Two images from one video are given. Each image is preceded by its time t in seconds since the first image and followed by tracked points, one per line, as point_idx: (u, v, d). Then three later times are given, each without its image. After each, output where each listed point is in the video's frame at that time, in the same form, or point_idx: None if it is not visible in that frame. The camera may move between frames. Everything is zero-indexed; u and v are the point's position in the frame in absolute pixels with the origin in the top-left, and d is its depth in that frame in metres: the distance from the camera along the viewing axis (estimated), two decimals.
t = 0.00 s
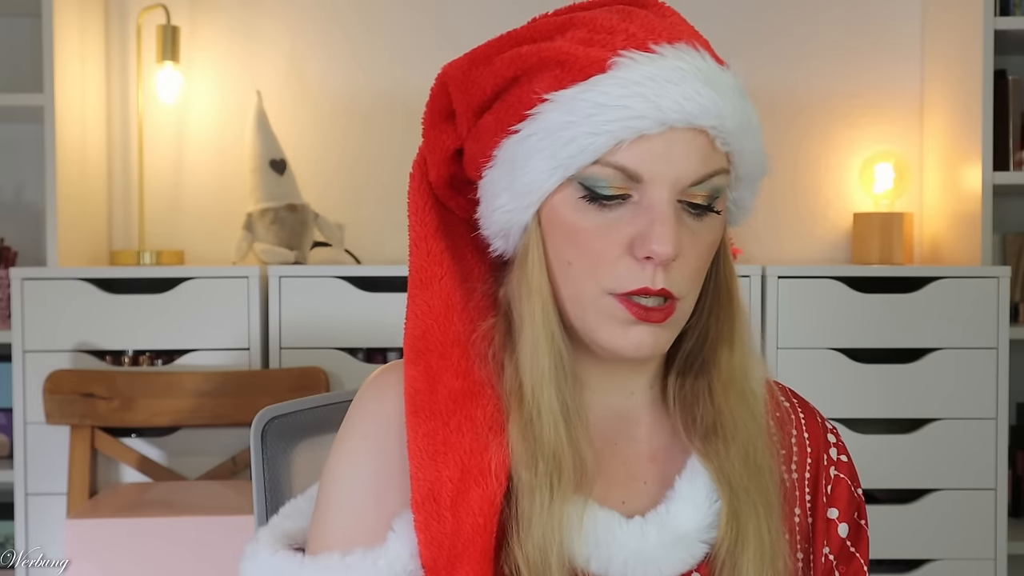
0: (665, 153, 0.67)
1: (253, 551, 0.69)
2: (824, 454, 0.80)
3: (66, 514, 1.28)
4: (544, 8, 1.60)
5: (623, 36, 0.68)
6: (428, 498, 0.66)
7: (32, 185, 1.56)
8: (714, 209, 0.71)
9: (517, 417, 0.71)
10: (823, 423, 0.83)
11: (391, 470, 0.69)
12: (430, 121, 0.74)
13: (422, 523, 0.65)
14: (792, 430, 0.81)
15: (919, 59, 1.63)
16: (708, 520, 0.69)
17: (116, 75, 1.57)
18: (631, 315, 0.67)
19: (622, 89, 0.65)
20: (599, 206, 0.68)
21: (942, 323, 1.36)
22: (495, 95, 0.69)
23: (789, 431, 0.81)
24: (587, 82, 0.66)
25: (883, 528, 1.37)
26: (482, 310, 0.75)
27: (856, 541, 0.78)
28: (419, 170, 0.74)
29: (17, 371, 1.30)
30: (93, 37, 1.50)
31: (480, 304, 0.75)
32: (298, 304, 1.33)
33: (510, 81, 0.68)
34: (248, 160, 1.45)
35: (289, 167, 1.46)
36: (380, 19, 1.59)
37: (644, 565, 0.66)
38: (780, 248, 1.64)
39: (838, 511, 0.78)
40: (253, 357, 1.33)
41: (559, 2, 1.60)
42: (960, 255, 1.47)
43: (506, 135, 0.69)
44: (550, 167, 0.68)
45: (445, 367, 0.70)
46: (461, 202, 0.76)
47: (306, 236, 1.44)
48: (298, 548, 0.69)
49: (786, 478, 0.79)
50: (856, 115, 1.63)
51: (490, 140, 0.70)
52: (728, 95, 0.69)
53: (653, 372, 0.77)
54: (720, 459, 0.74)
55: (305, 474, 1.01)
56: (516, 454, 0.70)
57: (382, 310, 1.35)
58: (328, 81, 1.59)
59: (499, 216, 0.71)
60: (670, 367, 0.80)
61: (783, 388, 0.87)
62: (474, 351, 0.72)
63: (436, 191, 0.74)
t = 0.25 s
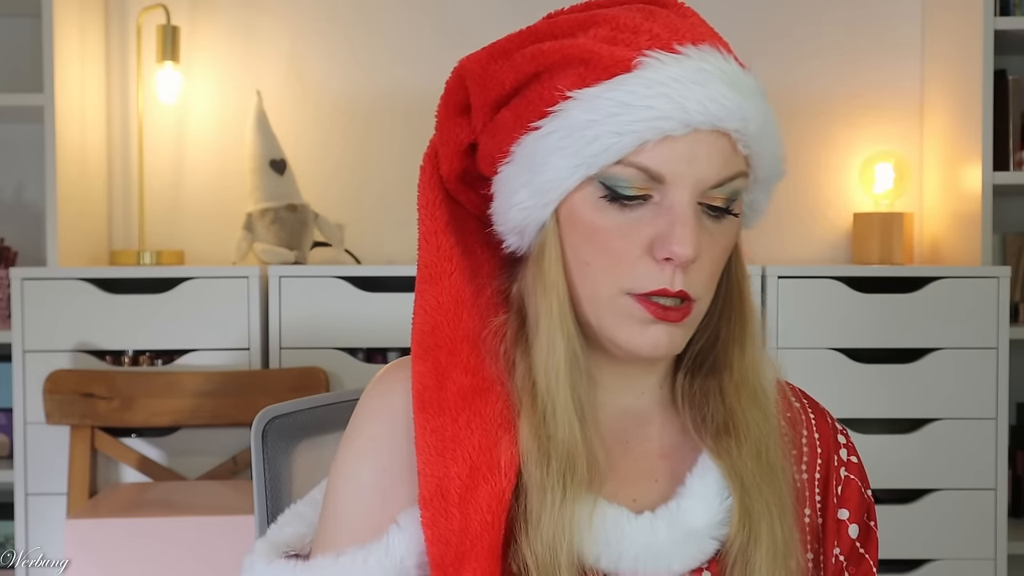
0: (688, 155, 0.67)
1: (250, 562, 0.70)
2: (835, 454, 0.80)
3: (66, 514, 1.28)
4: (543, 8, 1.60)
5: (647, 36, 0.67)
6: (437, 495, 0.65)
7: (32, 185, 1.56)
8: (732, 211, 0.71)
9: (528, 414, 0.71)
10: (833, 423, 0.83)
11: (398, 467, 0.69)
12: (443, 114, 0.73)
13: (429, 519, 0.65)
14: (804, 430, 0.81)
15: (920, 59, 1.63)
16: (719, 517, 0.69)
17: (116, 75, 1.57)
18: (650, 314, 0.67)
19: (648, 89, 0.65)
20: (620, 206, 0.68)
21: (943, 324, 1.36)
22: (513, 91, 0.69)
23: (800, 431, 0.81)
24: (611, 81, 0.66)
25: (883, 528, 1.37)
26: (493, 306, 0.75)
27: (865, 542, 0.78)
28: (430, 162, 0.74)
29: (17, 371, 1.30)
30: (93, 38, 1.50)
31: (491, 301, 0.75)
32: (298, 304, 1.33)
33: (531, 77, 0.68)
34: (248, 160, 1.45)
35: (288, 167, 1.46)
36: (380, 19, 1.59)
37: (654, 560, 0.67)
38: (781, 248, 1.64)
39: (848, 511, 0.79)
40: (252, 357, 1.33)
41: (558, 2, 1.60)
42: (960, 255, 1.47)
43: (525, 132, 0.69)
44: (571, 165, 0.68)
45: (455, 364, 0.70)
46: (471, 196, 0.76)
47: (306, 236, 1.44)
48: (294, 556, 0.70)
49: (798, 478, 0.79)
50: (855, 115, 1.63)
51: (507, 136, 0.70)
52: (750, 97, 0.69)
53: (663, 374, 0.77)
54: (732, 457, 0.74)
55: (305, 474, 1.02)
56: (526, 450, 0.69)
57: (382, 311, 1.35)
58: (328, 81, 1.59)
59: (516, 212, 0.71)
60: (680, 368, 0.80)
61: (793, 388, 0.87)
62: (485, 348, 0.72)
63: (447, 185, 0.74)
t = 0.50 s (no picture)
0: (706, 157, 0.67)
1: None
2: (844, 455, 0.80)
3: (66, 514, 1.28)
4: (543, 7, 1.60)
5: (663, 36, 0.67)
6: (438, 506, 0.66)
7: (32, 185, 1.55)
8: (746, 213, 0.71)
9: (532, 421, 0.71)
10: (843, 424, 0.83)
11: (398, 484, 0.70)
12: (454, 114, 0.73)
13: (430, 531, 0.66)
14: (812, 432, 0.81)
15: (920, 60, 1.63)
16: (725, 518, 0.69)
17: (116, 75, 1.57)
18: (667, 314, 0.67)
19: (666, 91, 0.65)
20: (637, 208, 0.68)
21: (943, 324, 1.36)
22: (526, 90, 0.69)
23: (809, 433, 0.81)
24: (628, 83, 0.66)
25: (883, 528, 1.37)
26: (499, 312, 0.75)
27: (875, 544, 0.78)
28: (438, 162, 0.73)
29: (17, 371, 1.30)
30: (93, 38, 1.50)
31: (497, 307, 0.75)
32: (298, 304, 1.33)
33: (544, 77, 0.68)
34: (248, 159, 1.45)
35: (288, 166, 1.46)
36: (380, 19, 1.59)
37: (658, 563, 0.66)
38: (781, 248, 1.64)
39: (858, 513, 0.78)
40: (253, 357, 1.33)
41: (557, 2, 1.60)
42: (960, 255, 1.47)
43: (539, 132, 0.69)
44: (586, 167, 0.67)
45: (459, 372, 0.70)
46: (480, 197, 0.75)
47: (306, 236, 1.44)
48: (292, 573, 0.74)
49: (807, 481, 0.79)
50: (856, 116, 1.63)
51: (520, 136, 0.69)
52: (767, 99, 0.69)
53: (674, 372, 0.77)
54: (741, 459, 0.74)
55: (305, 474, 1.02)
56: (530, 459, 0.70)
57: (382, 311, 1.35)
58: (328, 81, 1.59)
59: (530, 214, 0.70)
60: (690, 369, 0.81)
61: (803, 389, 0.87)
62: (490, 356, 0.72)
63: (455, 185, 0.73)
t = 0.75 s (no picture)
0: (695, 159, 0.66)
1: None
2: (846, 452, 0.80)
3: (66, 514, 1.28)
4: (543, 7, 1.60)
5: (651, 38, 0.67)
6: (440, 513, 0.66)
7: (32, 185, 1.55)
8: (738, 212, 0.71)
9: (533, 426, 0.71)
10: (844, 421, 0.83)
11: (401, 492, 0.70)
12: (447, 118, 0.74)
13: (433, 540, 0.66)
14: (814, 429, 0.81)
15: (920, 60, 1.63)
16: (726, 518, 0.69)
17: (116, 75, 1.57)
18: (658, 312, 0.67)
19: (652, 93, 0.65)
20: (627, 211, 0.68)
21: (942, 324, 1.36)
22: (516, 94, 0.69)
23: (810, 431, 0.81)
24: (615, 86, 0.66)
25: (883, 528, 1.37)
26: (498, 316, 0.76)
27: (877, 539, 0.79)
28: (435, 167, 0.73)
29: (17, 371, 1.30)
30: (93, 38, 1.50)
31: (496, 311, 0.76)
32: (298, 304, 1.33)
33: (533, 81, 0.68)
34: (248, 160, 1.45)
35: (288, 166, 1.46)
36: (380, 19, 1.59)
37: (661, 564, 0.66)
38: (780, 248, 1.64)
39: (860, 510, 0.79)
40: (252, 357, 1.33)
41: (558, 1, 1.60)
42: (960, 255, 1.47)
43: (529, 137, 0.69)
44: (577, 171, 0.67)
45: (459, 379, 0.70)
46: (478, 201, 0.76)
47: (306, 236, 1.44)
48: None
49: (808, 479, 0.79)
50: (855, 115, 1.63)
51: (511, 140, 0.70)
52: (756, 98, 0.69)
53: (674, 372, 0.77)
54: (742, 460, 0.74)
55: (306, 474, 1.02)
56: (531, 466, 0.70)
57: (382, 311, 1.35)
58: (328, 81, 1.59)
59: (522, 218, 0.71)
60: (689, 367, 0.81)
61: (802, 386, 0.87)
62: (489, 362, 0.73)
63: (453, 190, 0.74)
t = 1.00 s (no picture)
0: (687, 163, 0.66)
1: None
2: (839, 452, 0.80)
3: (66, 514, 1.28)
4: (543, 7, 1.60)
5: (647, 40, 0.67)
6: (433, 509, 0.67)
7: (32, 185, 1.55)
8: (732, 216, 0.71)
9: (525, 424, 0.71)
10: (839, 421, 0.83)
11: (395, 489, 0.70)
12: (443, 115, 0.74)
13: (426, 534, 0.66)
14: (807, 430, 0.81)
15: (920, 60, 1.63)
16: (720, 519, 0.69)
17: (116, 75, 1.57)
18: (644, 319, 0.67)
19: (646, 97, 0.65)
20: (618, 214, 0.68)
21: (942, 324, 1.36)
22: (511, 93, 0.69)
23: (804, 432, 0.81)
24: (609, 88, 0.66)
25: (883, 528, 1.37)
26: (491, 314, 0.76)
27: (871, 539, 0.78)
28: (431, 163, 0.74)
29: (17, 371, 1.30)
30: (93, 38, 1.50)
31: (489, 309, 0.76)
32: (298, 304, 1.33)
33: (529, 81, 0.68)
34: (248, 159, 1.45)
35: (288, 166, 1.46)
36: (380, 19, 1.59)
37: (653, 565, 0.66)
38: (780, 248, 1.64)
39: (854, 510, 0.78)
40: (253, 357, 1.33)
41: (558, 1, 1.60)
42: (960, 255, 1.47)
43: (523, 136, 0.69)
44: (568, 173, 0.68)
45: (452, 375, 0.70)
46: (473, 197, 0.76)
47: (306, 236, 1.44)
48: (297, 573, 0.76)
49: (802, 480, 0.79)
50: (856, 115, 1.63)
51: (506, 139, 0.70)
52: (750, 103, 0.69)
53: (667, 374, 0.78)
54: (735, 461, 0.73)
55: (306, 474, 1.02)
56: (523, 463, 0.70)
57: (382, 311, 1.35)
58: (328, 81, 1.59)
59: (514, 217, 0.71)
60: (680, 371, 0.81)
61: (797, 387, 0.87)
62: (483, 358, 0.73)
63: (448, 185, 0.74)
